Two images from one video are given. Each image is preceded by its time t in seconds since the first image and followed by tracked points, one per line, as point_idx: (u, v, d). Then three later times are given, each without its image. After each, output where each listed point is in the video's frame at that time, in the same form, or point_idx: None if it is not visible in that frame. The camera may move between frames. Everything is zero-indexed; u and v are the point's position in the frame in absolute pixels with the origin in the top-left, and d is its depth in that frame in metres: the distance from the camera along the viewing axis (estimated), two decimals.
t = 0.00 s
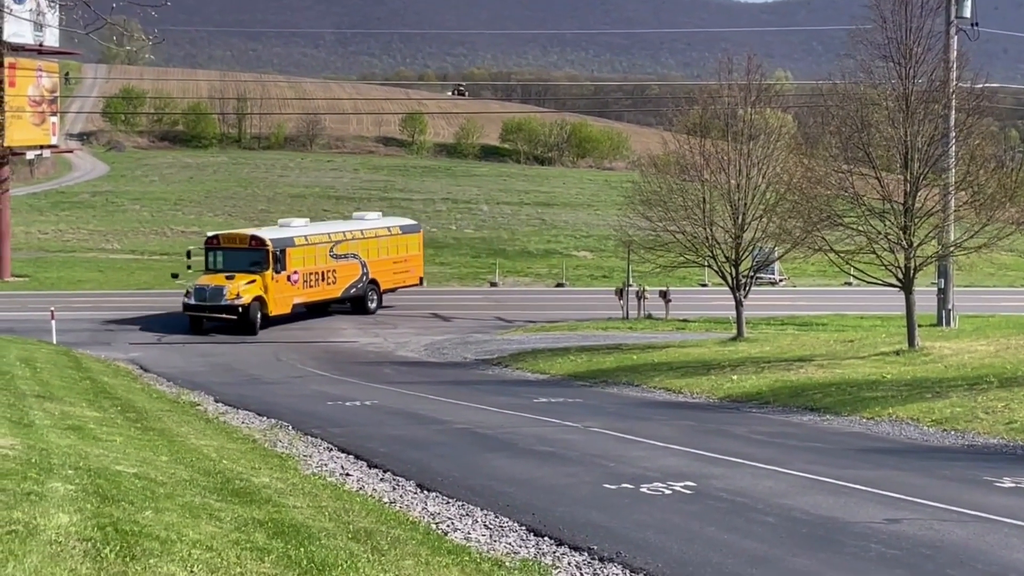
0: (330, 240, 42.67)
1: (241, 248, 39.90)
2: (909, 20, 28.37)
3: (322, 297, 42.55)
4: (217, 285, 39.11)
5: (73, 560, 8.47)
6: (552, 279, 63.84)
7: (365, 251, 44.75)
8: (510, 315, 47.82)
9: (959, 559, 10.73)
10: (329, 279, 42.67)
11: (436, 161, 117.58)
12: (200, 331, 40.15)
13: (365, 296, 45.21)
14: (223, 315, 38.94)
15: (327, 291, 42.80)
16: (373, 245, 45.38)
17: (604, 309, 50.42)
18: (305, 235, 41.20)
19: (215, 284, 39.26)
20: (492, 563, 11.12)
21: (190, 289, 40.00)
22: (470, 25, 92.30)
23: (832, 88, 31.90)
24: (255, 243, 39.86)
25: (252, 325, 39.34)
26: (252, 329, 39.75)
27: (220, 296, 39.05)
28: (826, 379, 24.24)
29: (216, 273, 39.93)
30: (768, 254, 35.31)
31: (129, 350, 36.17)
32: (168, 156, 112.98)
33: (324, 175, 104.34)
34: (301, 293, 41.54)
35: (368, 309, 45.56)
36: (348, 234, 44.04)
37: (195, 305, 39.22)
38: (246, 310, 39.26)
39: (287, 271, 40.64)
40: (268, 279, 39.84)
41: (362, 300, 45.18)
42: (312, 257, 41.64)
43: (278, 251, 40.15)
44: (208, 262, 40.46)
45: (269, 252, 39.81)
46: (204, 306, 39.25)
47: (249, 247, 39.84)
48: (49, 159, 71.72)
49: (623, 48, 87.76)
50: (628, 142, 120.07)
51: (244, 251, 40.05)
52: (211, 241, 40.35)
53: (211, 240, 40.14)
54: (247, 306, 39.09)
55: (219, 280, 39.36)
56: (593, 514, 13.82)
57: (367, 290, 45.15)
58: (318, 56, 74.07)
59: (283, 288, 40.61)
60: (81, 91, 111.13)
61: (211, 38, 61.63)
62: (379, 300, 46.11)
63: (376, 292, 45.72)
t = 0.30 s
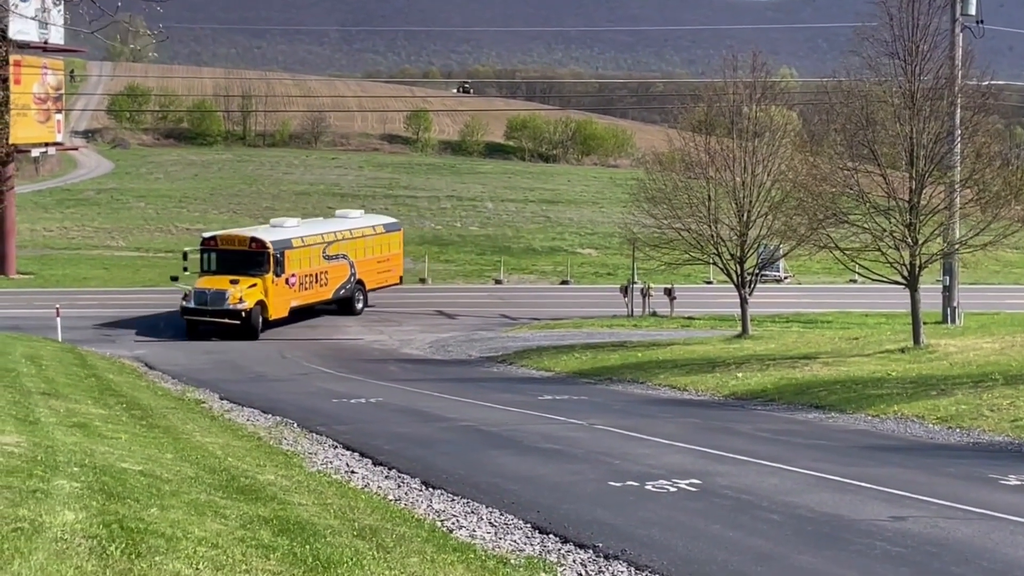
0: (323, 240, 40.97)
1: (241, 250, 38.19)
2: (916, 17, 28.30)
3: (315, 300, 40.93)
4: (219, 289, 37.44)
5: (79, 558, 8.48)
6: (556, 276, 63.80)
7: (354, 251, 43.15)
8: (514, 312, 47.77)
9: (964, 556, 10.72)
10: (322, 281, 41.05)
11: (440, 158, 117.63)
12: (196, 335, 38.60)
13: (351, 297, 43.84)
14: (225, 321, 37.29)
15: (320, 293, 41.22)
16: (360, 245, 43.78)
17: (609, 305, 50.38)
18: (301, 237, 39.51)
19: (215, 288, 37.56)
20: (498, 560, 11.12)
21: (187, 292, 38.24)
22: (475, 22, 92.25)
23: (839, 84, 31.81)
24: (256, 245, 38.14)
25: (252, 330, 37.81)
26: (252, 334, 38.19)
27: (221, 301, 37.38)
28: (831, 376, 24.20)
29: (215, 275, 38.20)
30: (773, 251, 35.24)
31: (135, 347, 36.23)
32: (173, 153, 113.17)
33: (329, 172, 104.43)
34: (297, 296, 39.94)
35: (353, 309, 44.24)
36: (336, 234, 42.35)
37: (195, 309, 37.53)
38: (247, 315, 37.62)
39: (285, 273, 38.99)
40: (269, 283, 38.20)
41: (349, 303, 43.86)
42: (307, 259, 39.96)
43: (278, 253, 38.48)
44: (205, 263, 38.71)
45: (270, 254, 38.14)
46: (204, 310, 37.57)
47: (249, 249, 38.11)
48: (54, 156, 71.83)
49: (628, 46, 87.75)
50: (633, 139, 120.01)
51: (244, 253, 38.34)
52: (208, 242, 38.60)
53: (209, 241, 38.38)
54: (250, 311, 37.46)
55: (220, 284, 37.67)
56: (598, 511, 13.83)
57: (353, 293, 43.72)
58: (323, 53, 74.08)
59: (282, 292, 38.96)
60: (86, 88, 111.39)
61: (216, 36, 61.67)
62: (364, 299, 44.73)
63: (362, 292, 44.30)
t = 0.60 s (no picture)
0: (316, 240, 40.18)
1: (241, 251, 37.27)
2: (920, 15, 28.27)
3: (310, 302, 40.14)
4: (223, 291, 36.61)
5: (83, 555, 8.49)
6: (560, 274, 63.83)
7: (342, 251, 42.33)
8: (518, 310, 47.80)
9: (970, 554, 10.70)
10: (316, 281, 40.27)
11: (444, 156, 117.75)
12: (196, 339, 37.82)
13: (339, 299, 42.98)
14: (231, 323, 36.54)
15: (314, 294, 40.42)
16: (347, 244, 42.98)
17: (613, 303, 50.45)
18: (297, 237, 38.65)
19: (218, 290, 36.71)
20: (502, 557, 11.13)
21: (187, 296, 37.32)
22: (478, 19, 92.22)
23: (843, 82, 31.81)
24: (255, 247, 37.26)
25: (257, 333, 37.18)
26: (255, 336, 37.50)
27: (226, 304, 36.56)
28: (835, 373, 24.19)
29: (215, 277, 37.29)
30: (777, 249, 35.20)
31: (140, 345, 36.30)
32: (177, 151, 113.33)
33: (333, 170, 104.52)
34: (295, 297, 39.16)
35: (342, 311, 43.42)
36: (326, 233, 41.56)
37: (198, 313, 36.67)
38: (251, 318, 36.88)
39: (285, 274, 38.15)
40: (271, 284, 37.37)
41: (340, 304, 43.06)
42: (303, 260, 39.14)
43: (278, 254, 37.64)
44: (203, 265, 37.77)
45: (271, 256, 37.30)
46: (208, 313, 36.73)
47: (248, 251, 37.27)
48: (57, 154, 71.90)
49: (632, 43, 87.75)
50: (636, 137, 120.00)
51: (243, 255, 37.41)
52: (206, 244, 37.62)
53: (206, 243, 37.40)
54: (254, 312, 36.73)
55: (222, 286, 36.82)
56: (602, 508, 13.84)
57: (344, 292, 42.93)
58: (327, 51, 74.12)
59: (282, 293, 38.15)
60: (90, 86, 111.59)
61: (220, 33, 61.71)
62: (352, 300, 43.84)
63: (349, 293, 43.42)
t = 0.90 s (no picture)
0: (311, 240, 39.68)
1: (241, 248, 36.42)
2: (922, 13, 28.21)
3: (307, 302, 39.71)
4: (228, 289, 35.76)
5: (87, 553, 8.50)
6: (563, 272, 63.83)
7: (332, 252, 41.89)
8: (521, 308, 47.83)
9: (973, 553, 10.70)
10: (311, 281, 39.77)
11: (447, 154, 117.77)
12: (197, 340, 37.05)
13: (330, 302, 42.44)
14: (237, 321, 35.76)
15: (310, 294, 40.00)
16: (335, 245, 42.50)
17: (616, 301, 50.51)
18: (294, 235, 37.95)
19: (222, 288, 35.87)
20: (505, 555, 11.13)
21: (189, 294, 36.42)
22: (481, 17, 92.14)
23: (846, 80, 31.74)
24: (257, 244, 36.35)
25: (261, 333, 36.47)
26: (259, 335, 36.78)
27: (231, 301, 35.75)
28: (839, 372, 24.17)
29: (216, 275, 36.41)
30: (780, 247, 35.19)
31: (143, 343, 36.35)
32: (180, 149, 113.42)
33: (336, 168, 104.58)
34: (294, 296, 38.59)
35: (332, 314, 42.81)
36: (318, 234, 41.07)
37: (202, 311, 35.82)
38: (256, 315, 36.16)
39: (285, 272, 37.46)
40: (273, 281, 36.56)
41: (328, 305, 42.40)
42: (300, 258, 38.58)
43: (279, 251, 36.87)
44: (202, 263, 36.87)
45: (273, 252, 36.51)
46: (212, 312, 35.90)
47: (250, 248, 36.37)
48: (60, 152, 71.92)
49: (634, 41, 87.76)
50: (639, 135, 119.94)
51: (244, 252, 36.56)
52: (205, 241, 36.72)
53: (206, 241, 36.49)
54: (260, 310, 36.00)
55: (226, 284, 35.97)
56: (605, 506, 13.83)
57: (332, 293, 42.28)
58: (330, 49, 74.09)
59: (283, 291, 37.48)
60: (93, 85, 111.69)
61: (223, 32, 61.69)
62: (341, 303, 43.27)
63: (338, 295, 42.88)
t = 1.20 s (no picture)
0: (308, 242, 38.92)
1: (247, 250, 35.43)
2: (925, 11, 28.16)
3: (304, 307, 38.95)
4: (236, 292, 34.87)
5: (88, 552, 8.51)
6: (565, 271, 63.82)
7: (325, 255, 41.14)
8: (522, 306, 47.81)
9: (974, 552, 10.67)
10: (308, 285, 38.98)
11: (449, 153, 117.78)
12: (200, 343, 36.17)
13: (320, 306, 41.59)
14: (245, 325, 34.99)
15: (309, 299, 39.34)
16: (327, 248, 41.75)
17: (617, 300, 50.53)
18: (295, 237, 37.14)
19: (230, 290, 34.94)
20: (506, 554, 11.13)
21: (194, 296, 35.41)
22: (483, 15, 92.08)
23: (847, 79, 31.71)
24: (264, 245, 35.43)
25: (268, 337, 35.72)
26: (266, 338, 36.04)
27: (240, 304, 34.88)
28: (840, 370, 24.16)
29: (221, 276, 35.42)
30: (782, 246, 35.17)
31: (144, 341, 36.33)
32: (182, 148, 113.40)
33: (338, 167, 104.58)
34: (294, 300, 37.76)
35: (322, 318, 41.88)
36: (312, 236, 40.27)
37: (209, 314, 34.92)
38: (264, 319, 35.44)
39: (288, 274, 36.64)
40: (280, 284, 35.69)
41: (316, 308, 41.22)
42: (300, 261, 37.77)
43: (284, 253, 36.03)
44: (205, 264, 35.80)
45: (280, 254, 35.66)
46: (220, 314, 35.03)
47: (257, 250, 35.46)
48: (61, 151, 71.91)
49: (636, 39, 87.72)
50: (642, 133, 119.88)
51: (249, 254, 35.61)
52: (208, 242, 35.62)
53: (209, 242, 35.39)
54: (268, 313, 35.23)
55: (233, 286, 35.04)
56: (606, 505, 13.83)
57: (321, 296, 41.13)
58: (332, 47, 74.05)
59: (287, 294, 36.67)
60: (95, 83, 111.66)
61: (225, 30, 61.67)
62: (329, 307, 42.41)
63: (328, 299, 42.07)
